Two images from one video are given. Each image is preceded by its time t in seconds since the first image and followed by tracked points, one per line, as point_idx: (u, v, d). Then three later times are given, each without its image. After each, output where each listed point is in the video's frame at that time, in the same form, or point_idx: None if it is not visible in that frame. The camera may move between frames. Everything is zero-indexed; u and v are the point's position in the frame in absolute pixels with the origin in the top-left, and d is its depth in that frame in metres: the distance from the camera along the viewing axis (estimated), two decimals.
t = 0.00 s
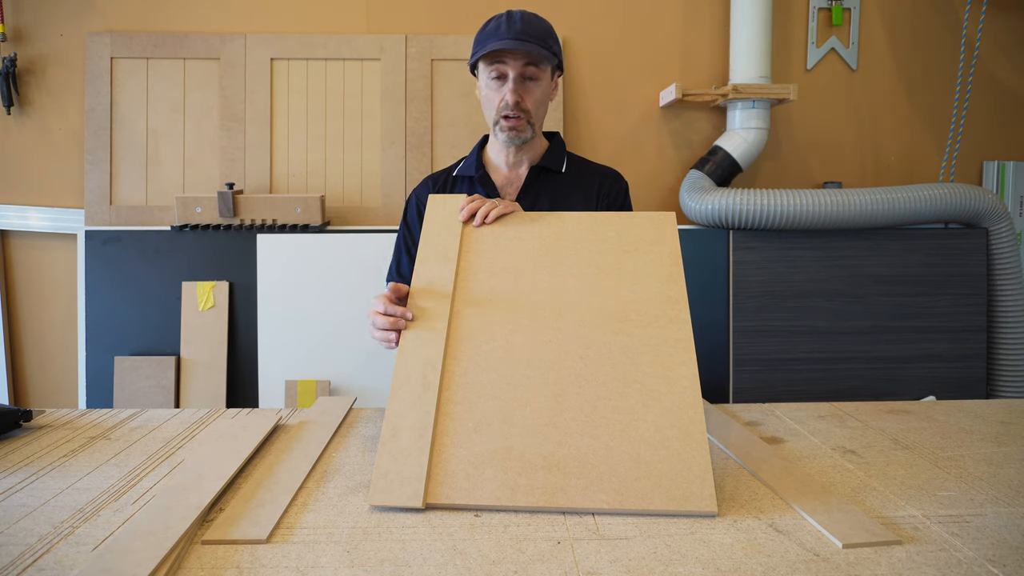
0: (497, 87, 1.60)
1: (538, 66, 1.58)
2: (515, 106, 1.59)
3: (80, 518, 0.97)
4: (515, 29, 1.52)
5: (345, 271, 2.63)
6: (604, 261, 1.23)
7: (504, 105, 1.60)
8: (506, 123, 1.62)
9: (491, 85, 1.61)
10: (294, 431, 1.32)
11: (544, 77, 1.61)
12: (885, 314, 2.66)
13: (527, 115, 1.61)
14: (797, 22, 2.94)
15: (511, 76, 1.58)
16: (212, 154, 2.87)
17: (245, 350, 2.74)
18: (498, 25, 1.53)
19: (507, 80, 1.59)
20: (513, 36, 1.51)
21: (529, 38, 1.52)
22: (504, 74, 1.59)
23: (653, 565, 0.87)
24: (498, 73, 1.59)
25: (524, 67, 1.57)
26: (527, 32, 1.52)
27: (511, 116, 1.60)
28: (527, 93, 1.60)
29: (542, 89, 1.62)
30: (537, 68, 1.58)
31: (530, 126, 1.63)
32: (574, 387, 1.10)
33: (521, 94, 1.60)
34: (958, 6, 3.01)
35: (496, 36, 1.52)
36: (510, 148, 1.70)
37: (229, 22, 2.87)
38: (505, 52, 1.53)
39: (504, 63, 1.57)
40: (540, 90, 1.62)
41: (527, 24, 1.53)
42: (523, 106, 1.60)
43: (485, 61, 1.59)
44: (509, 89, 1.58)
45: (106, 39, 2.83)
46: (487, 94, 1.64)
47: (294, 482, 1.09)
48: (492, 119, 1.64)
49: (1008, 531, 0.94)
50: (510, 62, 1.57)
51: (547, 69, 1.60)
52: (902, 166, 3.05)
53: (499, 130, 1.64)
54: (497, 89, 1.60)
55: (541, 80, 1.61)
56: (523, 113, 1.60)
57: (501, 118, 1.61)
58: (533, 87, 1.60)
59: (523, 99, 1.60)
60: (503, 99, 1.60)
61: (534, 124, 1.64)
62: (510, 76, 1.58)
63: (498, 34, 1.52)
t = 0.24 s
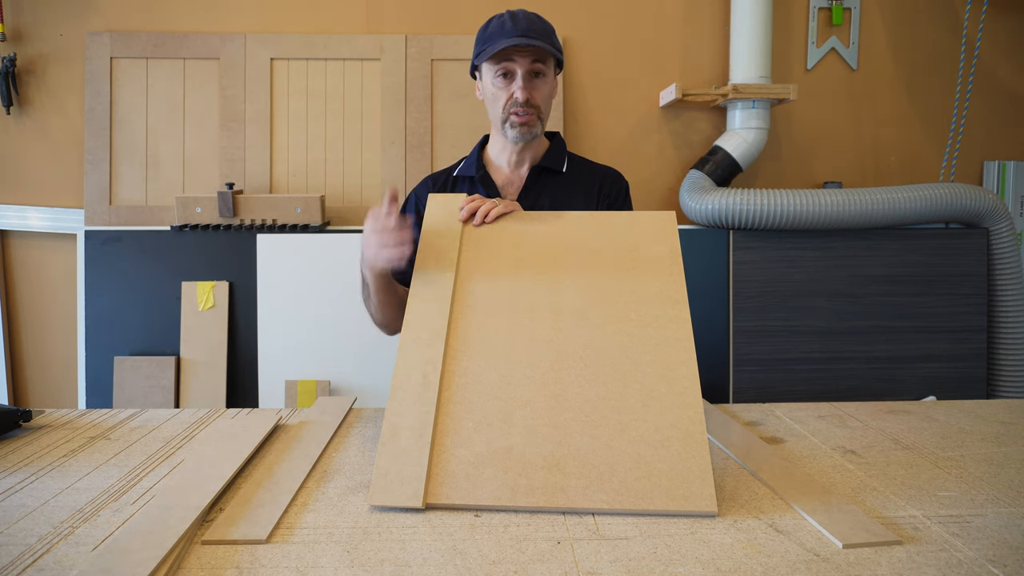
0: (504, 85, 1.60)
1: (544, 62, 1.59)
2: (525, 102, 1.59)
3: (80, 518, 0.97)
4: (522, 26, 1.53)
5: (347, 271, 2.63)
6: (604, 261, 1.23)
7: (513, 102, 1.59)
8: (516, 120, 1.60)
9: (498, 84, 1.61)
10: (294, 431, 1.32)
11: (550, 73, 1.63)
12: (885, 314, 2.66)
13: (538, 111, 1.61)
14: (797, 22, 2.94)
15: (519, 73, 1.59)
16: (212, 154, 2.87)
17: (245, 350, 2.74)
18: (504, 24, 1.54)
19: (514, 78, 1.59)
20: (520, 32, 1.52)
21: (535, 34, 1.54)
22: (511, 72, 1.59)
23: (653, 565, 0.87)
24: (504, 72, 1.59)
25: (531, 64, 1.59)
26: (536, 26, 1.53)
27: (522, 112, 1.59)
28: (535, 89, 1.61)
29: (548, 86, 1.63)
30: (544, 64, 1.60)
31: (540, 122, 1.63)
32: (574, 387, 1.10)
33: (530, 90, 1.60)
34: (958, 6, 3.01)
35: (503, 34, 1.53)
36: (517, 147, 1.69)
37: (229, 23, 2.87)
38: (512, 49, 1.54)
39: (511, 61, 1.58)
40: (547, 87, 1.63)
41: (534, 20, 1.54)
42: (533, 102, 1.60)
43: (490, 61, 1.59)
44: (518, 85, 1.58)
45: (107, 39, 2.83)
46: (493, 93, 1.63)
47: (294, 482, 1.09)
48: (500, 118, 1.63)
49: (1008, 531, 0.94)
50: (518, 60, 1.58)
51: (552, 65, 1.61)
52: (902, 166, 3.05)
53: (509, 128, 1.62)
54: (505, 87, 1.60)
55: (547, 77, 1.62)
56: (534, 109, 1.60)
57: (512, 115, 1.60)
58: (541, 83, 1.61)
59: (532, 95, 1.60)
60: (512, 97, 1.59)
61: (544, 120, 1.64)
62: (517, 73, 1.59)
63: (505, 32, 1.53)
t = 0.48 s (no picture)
0: (504, 88, 1.60)
1: (543, 63, 1.58)
2: (526, 106, 1.59)
3: (80, 518, 0.97)
4: (521, 30, 1.52)
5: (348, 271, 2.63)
6: (604, 261, 1.23)
7: (514, 106, 1.59)
8: (517, 125, 1.61)
9: (499, 88, 1.61)
10: (294, 431, 1.32)
11: (549, 73, 1.62)
12: (885, 314, 2.66)
13: (539, 114, 1.61)
14: (797, 22, 2.94)
15: (519, 77, 1.58)
16: (211, 154, 2.87)
17: (245, 350, 2.74)
18: (502, 28, 1.54)
19: (514, 81, 1.59)
20: (520, 37, 1.52)
21: (534, 39, 1.53)
22: (511, 75, 1.59)
23: (653, 565, 0.87)
24: (504, 76, 1.59)
25: (531, 68, 1.58)
26: (532, 31, 1.53)
27: (524, 117, 1.60)
28: (536, 92, 1.60)
29: (549, 88, 1.63)
30: (543, 65, 1.59)
31: (541, 123, 1.63)
32: (574, 387, 1.10)
33: (530, 93, 1.59)
34: (958, 7, 3.01)
35: (502, 39, 1.53)
36: (518, 149, 1.70)
37: (229, 23, 2.87)
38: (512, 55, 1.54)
39: (511, 65, 1.57)
40: (547, 89, 1.62)
41: (532, 24, 1.54)
42: (533, 105, 1.60)
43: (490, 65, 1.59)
44: (518, 89, 1.58)
45: (106, 39, 2.83)
46: (493, 97, 1.63)
47: (294, 482, 1.09)
48: (501, 122, 1.63)
49: (1008, 531, 0.94)
50: (517, 64, 1.57)
51: (552, 66, 1.60)
52: (902, 166, 3.05)
53: (509, 132, 1.63)
54: (505, 91, 1.60)
55: (547, 78, 1.61)
56: (534, 111, 1.60)
57: (513, 120, 1.61)
58: (541, 86, 1.61)
59: (533, 98, 1.60)
60: (513, 100, 1.59)
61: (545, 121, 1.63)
62: (517, 77, 1.58)
63: (504, 36, 1.52)
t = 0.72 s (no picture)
0: (506, 85, 1.61)
1: (544, 62, 1.59)
2: (527, 103, 1.59)
3: (80, 518, 0.97)
4: (525, 27, 1.52)
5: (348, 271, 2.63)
6: (604, 261, 1.23)
7: (516, 103, 1.59)
8: (517, 122, 1.61)
9: (501, 85, 1.61)
10: (295, 431, 1.32)
11: (551, 73, 1.62)
12: (885, 314, 2.66)
13: (540, 113, 1.61)
14: (797, 22, 2.94)
15: (521, 74, 1.59)
16: (212, 153, 2.87)
17: (245, 350, 2.74)
18: (506, 24, 1.54)
19: (516, 78, 1.59)
20: (523, 33, 1.52)
21: (538, 36, 1.53)
22: (513, 72, 1.59)
23: (653, 565, 0.87)
24: (507, 72, 1.60)
25: (533, 65, 1.58)
26: (536, 27, 1.53)
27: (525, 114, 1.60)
28: (538, 90, 1.61)
29: (551, 86, 1.63)
30: (545, 64, 1.59)
31: (542, 124, 1.62)
32: (574, 387, 1.10)
33: (532, 91, 1.60)
34: (958, 6, 3.01)
35: (506, 35, 1.53)
36: (519, 148, 1.69)
37: (229, 22, 2.87)
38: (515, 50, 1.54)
39: (513, 61, 1.58)
40: (549, 88, 1.63)
41: (536, 21, 1.54)
42: (535, 103, 1.60)
43: (493, 61, 1.60)
44: (520, 86, 1.58)
45: (106, 39, 2.83)
46: (495, 93, 1.63)
47: (294, 482, 1.09)
48: (502, 120, 1.63)
49: (1008, 531, 0.94)
50: (520, 60, 1.58)
51: (553, 66, 1.61)
52: (902, 166, 3.05)
53: (510, 130, 1.63)
54: (507, 88, 1.60)
55: (549, 78, 1.62)
56: (535, 110, 1.60)
57: (514, 117, 1.60)
58: (543, 84, 1.61)
59: (535, 96, 1.60)
60: (514, 97, 1.59)
61: (545, 121, 1.63)
62: (519, 73, 1.59)
63: (508, 32, 1.52)
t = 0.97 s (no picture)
0: (507, 84, 1.61)
1: (545, 62, 1.59)
2: (527, 103, 1.59)
3: (80, 518, 0.97)
4: (527, 26, 1.52)
5: (349, 271, 2.63)
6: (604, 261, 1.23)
7: (516, 102, 1.59)
8: (517, 121, 1.61)
9: (502, 84, 1.61)
10: (294, 431, 1.32)
11: (552, 73, 1.62)
12: (885, 314, 2.66)
13: (540, 112, 1.60)
14: (797, 22, 2.94)
15: (522, 72, 1.59)
16: (212, 154, 2.87)
17: (245, 350, 2.74)
18: (508, 23, 1.54)
19: (518, 77, 1.59)
20: (525, 32, 1.52)
21: (540, 35, 1.53)
22: (514, 71, 1.59)
23: (653, 565, 0.87)
24: (508, 71, 1.60)
25: (535, 64, 1.58)
26: (538, 27, 1.53)
27: (525, 113, 1.59)
28: (538, 90, 1.61)
29: (552, 87, 1.63)
30: (547, 63, 1.59)
31: (542, 124, 1.62)
32: (574, 387, 1.10)
33: (532, 91, 1.60)
34: (958, 6, 3.01)
35: (507, 33, 1.53)
36: (519, 147, 1.69)
37: (229, 22, 2.87)
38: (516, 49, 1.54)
39: (514, 60, 1.58)
40: (550, 87, 1.63)
41: (538, 21, 1.54)
42: (535, 103, 1.60)
43: (495, 59, 1.60)
44: (521, 85, 1.58)
45: (106, 39, 2.83)
46: (496, 92, 1.63)
47: (294, 482, 1.09)
48: (503, 119, 1.63)
49: (1008, 531, 0.94)
50: (521, 59, 1.58)
51: (554, 66, 1.61)
52: (902, 166, 3.05)
53: (510, 129, 1.62)
54: (508, 87, 1.60)
55: (550, 77, 1.62)
56: (535, 110, 1.60)
57: (514, 116, 1.60)
58: (544, 83, 1.61)
59: (535, 95, 1.60)
60: (515, 97, 1.59)
61: (545, 122, 1.63)
62: (521, 72, 1.59)
63: (510, 31, 1.52)
